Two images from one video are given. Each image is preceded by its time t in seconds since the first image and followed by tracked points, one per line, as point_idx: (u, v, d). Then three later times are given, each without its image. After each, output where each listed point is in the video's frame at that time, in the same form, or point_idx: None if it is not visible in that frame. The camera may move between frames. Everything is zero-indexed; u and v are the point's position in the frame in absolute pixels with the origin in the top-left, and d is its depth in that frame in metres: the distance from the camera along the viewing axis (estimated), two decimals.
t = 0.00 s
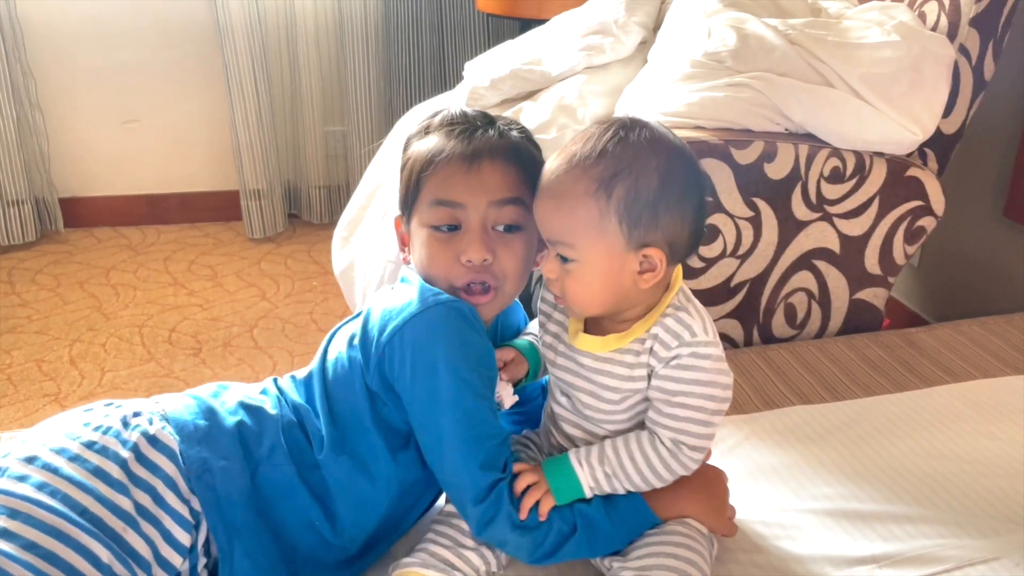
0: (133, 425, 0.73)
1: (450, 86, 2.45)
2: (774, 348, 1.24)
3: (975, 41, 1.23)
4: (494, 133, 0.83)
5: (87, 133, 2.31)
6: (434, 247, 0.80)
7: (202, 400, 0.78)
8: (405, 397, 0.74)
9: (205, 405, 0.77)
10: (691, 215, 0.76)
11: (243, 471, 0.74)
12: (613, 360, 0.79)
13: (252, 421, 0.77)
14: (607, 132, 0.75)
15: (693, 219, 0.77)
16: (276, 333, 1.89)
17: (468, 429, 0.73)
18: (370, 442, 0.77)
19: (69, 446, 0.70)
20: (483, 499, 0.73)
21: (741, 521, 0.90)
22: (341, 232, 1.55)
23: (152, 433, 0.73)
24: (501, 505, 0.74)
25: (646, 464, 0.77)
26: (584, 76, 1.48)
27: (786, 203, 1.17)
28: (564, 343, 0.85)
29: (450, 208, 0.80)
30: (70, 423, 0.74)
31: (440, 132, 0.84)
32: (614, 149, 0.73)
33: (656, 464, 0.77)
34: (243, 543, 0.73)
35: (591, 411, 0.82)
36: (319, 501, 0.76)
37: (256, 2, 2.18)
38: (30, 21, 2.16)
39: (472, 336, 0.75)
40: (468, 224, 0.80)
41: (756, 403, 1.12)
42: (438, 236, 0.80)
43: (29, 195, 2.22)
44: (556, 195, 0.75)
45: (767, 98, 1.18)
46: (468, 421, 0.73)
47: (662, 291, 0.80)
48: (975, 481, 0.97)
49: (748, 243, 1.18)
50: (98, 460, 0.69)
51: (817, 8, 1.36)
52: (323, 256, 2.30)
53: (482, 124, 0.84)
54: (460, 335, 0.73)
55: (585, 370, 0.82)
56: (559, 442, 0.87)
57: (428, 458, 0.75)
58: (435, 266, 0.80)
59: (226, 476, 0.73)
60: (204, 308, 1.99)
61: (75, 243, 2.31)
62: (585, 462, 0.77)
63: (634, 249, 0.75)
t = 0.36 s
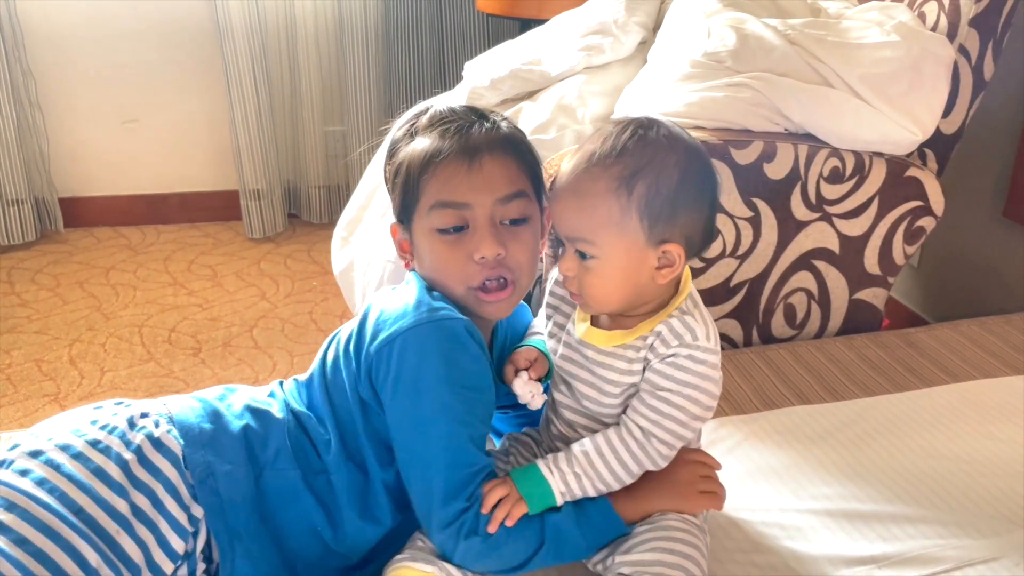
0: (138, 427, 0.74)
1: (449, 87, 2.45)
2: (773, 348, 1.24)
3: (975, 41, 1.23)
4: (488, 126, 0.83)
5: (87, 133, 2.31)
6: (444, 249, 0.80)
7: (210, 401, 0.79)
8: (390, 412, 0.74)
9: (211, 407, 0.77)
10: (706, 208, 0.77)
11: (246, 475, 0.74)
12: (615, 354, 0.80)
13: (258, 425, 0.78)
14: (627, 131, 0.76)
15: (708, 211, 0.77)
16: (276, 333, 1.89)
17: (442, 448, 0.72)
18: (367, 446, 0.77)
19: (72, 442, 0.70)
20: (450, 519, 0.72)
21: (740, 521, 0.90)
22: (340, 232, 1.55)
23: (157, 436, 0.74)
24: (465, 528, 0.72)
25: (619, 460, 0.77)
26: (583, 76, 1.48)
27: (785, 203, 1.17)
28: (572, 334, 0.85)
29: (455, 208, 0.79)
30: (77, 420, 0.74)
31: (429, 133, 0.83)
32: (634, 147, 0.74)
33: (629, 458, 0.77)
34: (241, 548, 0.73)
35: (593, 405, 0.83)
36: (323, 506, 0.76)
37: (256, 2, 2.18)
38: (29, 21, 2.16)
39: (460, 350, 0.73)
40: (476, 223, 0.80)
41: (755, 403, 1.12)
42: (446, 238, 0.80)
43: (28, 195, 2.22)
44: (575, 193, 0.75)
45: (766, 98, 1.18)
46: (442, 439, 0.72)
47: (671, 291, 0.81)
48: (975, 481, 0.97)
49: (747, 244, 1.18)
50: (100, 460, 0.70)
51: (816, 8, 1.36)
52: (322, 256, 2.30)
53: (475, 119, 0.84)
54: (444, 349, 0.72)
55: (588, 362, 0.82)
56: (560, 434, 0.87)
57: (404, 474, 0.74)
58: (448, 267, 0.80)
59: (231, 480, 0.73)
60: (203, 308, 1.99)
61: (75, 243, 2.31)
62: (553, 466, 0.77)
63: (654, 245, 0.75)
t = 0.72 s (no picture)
0: (132, 423, 0.75)
1: (450, 86, 2.45)
2: (774, 348, 1.25)
3: (975, 41, 1.23)
4: (483, 123, 0.85)
5: (88, 133, 2.31)
6: (432, 242, 0.81)
7: (203, 397, 0.80)
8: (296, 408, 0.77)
9: (205, 404, 0.79)
10: (718, 212, 0.78)
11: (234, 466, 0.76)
12: (626, 372, 0.80)
13: (251, 418, 0.81)
14: (643, 129, 0.76)
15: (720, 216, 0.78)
16: (277, 333, 1.90)
17: (316, 409, 0.73)
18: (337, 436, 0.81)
19: (66, 441, 0.72)
20: (271, 469, 0.69)
21: (740, 521, 0.90)
22: (341, 232, 1.55)
23: (150, 432, 0.74)
24: (281, 483, 0.69)
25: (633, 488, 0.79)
26: (584, 76, 1.48)
27: (786, 203, 1.17)
28: (575, 345, 0.86)
29: (444, 201, 0.81)
30: (72, 420, 0.75)
31: (428, 127, 0.85)
32: (652, 145, 0.74)
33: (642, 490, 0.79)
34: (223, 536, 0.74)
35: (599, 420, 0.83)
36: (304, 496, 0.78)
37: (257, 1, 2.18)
38: (31, 20, 2.16)
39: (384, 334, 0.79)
40: (464, 218, 0.81)
41: (756, 403, 1.12)
42: (434, 230, 0.81)
43: (30, 195, 2.22)
44: (590, 192, 0.75)
45: (767, 98, 1.18)
46: (319, 400, 0.73)
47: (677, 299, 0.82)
48: (975, 481, 0.97)
49: (748, 244, 1.18)
50: (93, 457, 0.71)
51: (816, 9, 1.36)
52: (323, 256, 2.31)
53: (470, 116, 0.86)
54: (365, 330, 0.78)
55: (599, 378, 0.82)
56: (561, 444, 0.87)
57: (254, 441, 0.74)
58: (436, 260, 0.81)
59: (223, 472, 0.75)
60: (204, 308, 1.99)
61: (76, 243, 2.32)
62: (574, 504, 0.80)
63: (670, 246, 0.76)
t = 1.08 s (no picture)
0: (125, 421, 0.75)
1: (451, 86, 2.45)
2: (775, 348, 1.25)
3: (976, 42, 1.23)
4: (499, 118, 0.86)
5: (89, 133, 2.31)
6: (440, 230, 0.81)
7: (195, 395, 0.81)
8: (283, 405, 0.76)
9: (199, 402, 0.80)
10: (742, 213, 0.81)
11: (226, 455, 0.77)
12: (663, 380, 0.81)
13: (243, 414, 0.82)
14: (676, 131, 0.78)
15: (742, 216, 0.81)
16: (277, 333, 1.90)
17: (296, 413, 0.73)
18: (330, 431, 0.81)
19: (60, 439, 0.72)
20: (247, 477, 0.70)
21: (741, 521, 0.90)
22: (342, 233, 1.55)
23: (143, 428, 0.75)
24: (253, 494, 0.70)
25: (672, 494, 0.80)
26: (585, 76, 1.48)
27: (787, 203, 1.17)
28: (601, 356, 0.85)
29: (456, 190, 0.81)
30: (66, 420, 0.76)
31: (443, 120, 0.86)
32: (692, 148, 0.76)
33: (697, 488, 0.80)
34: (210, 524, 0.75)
35: (626, 425, 0.84)
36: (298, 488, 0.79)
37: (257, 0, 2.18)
38: (32, 20, 2.16)
39: (372, 331, 0.78)
40: (474, 208, 0.81)
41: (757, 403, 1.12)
42: (443, 219, 0.81)
43: (31, 195, 2.22)
44: (636, 195, 0.76)
45: (768, 98, 1.18)
46: (298, 402, 0.73)
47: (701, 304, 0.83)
48: (975, 481, 0.97)
49: (749, 244, 1.18)
50: (88, 453, 0.71)
51: (817, 9, 1.36)
52: (323, 256, 2.31)
53: (485, 110, 0.88)
54: (353, 327, 0.77)
55: (632, 387, 0.83)
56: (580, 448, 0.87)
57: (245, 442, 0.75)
58: (442, 248, 0.81)
59: (217, 467, 0.76)
60: (205, 308, 1.99)
61: (77, 243, 2.32)
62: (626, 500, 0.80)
63: (710, 249, 0.78)
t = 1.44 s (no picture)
0: (119, 415, 0.76)
1: (452, 87, 2.46)
2: (775, 348, 1.25)
3: (977, 42, 1.23)
4: (513, 121, 0.87)
5: (91, 134, 2.32)
6: (443, 224, 0.81)
7: (191, 388, 0.81)
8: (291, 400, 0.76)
9: (192, 395, 0.80)
10: (739, 225, 0.81)
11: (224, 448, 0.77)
12: (654, 378, 0.81)
13: (239, 408, 0.82)
14: (677, 135, 0.78)
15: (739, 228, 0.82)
16: (279, 333, 1.90)
17: (305, 409, 0.73)
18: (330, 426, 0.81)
19: (54, 436, 0.72)
20: (257, 473, 0.70)
21: (740, 521, 0.90)
22: (343, 233, 1.55)
23: (135, 423, 0.75)
24: (264, 491, 0.70)
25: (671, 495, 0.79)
26: (585, 76, 1.48)
27: (787, 203, 1.17)
28: (593, 351, 0.85)
29: (461, 185, 0.82)
30: (60, 417, 0.76)
31: (457, 118, 0.88)
32: (695, 152, 0.76)
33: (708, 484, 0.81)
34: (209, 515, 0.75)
35: (619, 422, 0.84)
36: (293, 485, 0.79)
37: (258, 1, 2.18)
38: (33, 21, 2.17)
39: (380, 327, 0.78)
40: (477, 205, 0.81)
41: (758, 404, 1.12)
42: (447, 213, 0.81)
43: (33, 195, 2.23)
44: (632, 195, 0.76)
45: (768, 99, 1.18)
46: (308, 397, 0.73)
47: (690, 305, 0.84)
48: (975, 481, 0.97)
49: (749, 245, 1.18)
50: (81, 449, 0.71)
51: (818, 9, 1.36)
52: (325, 256, 2.31)
53: (500, 113, 0.88)
54: (363, 322, 0.78)
55: (624, 384, 0.83)
56: (570, 444, 0.87)
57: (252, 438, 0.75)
58: (440, 242, 0.81)
59: (213, 460, 0.76)
60: (206, 308, 2.00)
61: (78, 243, 2.32)
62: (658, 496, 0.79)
63: (699, 254, 0.78)
